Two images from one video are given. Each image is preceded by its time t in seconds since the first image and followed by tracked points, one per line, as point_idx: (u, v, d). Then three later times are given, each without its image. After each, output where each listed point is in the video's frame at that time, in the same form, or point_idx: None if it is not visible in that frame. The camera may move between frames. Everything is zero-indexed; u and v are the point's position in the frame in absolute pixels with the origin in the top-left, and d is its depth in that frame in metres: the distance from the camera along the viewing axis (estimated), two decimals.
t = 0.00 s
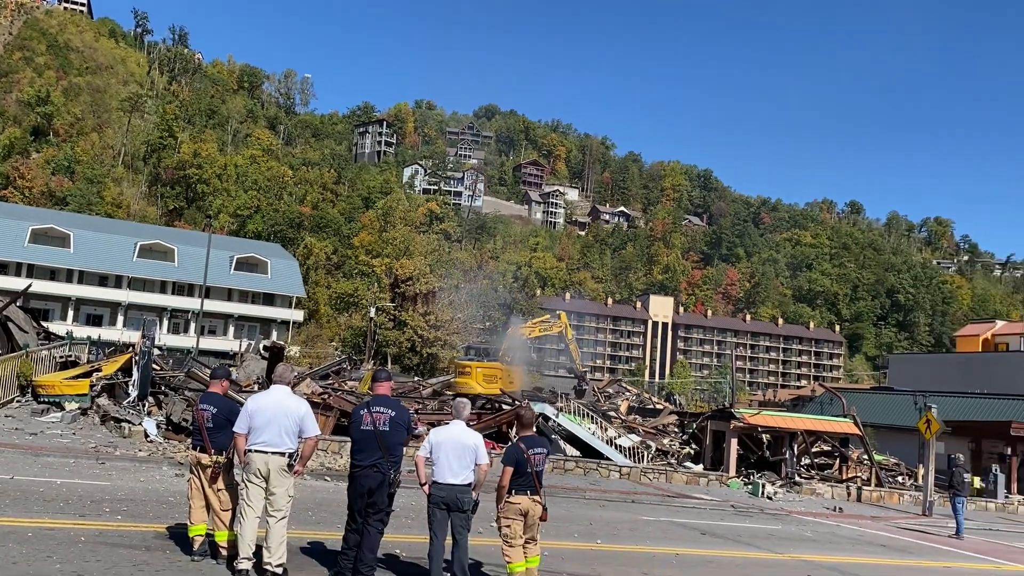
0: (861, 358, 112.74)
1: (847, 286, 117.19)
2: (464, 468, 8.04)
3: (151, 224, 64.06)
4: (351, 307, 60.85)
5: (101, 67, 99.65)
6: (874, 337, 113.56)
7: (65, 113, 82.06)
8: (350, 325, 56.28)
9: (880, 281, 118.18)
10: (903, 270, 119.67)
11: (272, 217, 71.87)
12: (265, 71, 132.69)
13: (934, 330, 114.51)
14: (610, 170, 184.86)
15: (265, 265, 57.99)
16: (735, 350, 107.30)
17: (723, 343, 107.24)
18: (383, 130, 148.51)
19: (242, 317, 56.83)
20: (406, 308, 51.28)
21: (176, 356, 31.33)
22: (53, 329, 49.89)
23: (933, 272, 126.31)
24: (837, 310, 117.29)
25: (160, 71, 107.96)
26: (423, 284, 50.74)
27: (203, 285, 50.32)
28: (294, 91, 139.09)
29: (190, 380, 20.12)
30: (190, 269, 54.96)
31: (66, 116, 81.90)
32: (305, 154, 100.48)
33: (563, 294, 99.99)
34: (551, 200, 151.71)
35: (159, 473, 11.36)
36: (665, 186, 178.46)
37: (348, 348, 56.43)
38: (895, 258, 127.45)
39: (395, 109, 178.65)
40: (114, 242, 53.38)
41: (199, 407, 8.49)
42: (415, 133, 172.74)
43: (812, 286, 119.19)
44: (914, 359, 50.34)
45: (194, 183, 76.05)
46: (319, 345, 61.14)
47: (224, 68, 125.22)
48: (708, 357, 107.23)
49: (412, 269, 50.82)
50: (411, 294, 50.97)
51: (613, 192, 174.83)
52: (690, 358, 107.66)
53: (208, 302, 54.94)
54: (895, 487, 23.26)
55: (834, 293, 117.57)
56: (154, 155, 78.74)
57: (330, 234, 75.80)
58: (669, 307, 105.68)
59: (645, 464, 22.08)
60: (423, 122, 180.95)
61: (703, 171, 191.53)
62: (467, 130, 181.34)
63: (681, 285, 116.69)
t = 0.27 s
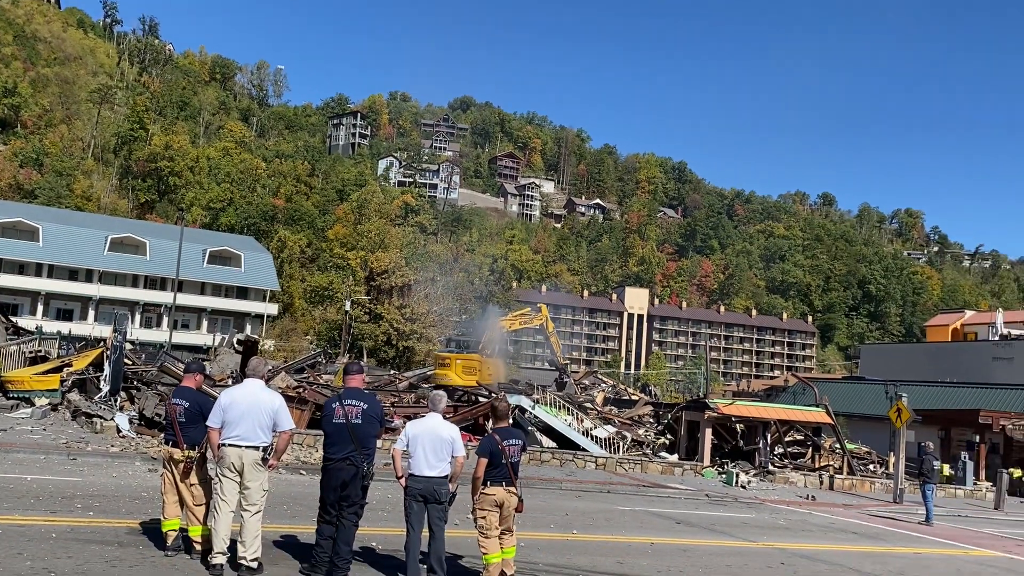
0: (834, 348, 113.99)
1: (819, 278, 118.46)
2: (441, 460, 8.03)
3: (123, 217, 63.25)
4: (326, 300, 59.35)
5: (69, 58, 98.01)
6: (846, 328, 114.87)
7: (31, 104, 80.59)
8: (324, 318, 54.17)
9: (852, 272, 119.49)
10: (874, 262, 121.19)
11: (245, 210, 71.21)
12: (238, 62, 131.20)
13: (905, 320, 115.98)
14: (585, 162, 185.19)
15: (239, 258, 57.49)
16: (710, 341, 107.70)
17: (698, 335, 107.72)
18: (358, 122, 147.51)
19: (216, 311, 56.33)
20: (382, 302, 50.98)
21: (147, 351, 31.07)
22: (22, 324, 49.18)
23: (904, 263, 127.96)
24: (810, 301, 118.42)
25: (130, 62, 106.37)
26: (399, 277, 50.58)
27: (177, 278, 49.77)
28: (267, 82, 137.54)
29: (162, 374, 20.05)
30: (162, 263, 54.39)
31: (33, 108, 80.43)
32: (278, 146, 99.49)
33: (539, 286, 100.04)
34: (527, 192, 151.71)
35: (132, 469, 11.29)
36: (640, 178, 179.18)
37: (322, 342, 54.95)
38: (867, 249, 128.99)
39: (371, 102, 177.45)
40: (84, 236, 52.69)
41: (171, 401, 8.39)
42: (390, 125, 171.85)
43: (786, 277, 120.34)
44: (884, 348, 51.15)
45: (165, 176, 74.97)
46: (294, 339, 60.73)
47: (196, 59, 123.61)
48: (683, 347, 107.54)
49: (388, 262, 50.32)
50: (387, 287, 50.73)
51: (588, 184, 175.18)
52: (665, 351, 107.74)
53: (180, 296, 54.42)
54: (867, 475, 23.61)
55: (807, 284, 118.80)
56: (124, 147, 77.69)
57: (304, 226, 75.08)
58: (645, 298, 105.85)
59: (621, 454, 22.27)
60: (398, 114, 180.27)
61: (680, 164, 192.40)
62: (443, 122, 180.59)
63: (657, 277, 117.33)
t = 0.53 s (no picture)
0: (809, 339, 115.15)
1: (794, 269, 119.55)
2: (418, 453, 8.00)
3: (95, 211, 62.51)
4: (302, 294, 60.01)
5: (39, 49, 96.57)
6: (821, 319, 116.01)
7: None
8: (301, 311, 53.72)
9: (826, 263, 120.67)
10: (848, 253, 122.54)
11: (220, 204, 70.43)
12: (212, 54, 129.96)
13: (878, 311, 117.34)
14: (562, 155, 185.33)
15: (214, 252, 57.04)
16: (686, 333, 108.38)
17: (675, 326, 108.07)
18: (333, 114, 146.71)
19: (190, 305, 55.91)
20: (359, 295, 50.55)
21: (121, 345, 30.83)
22: None
23: (877, 254, 129.55)
24: (784, 292, 119.66)
25: (102, 54, 105.05)
26: (376, 269, 50.12)
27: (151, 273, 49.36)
28: (242, 74, 136.26)
29: (136, 369, 19.96)
30: (135, 256, 53.84)
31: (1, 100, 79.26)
32: (253, 139, 98.68)
33: (517, 279, 100.07)
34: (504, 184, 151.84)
35: (106, 465, 11.22)
36: (617, 170, 179.59)
37: (298, 338, 55.12)
38: (842, 241, 130.30)
39: (346, 94, 176.12)
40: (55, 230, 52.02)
41: (145, 395, 8.31)
42: (365, 117, 171.01)
43: (761, 269, 121.34)
44: (857, 339, 51.65)
45: (138, 169, 74.16)
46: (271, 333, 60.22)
47: (169, 51, 122.19)
48: (660, 339, 107.59)
49: (364, 255, 50.01)
50: (363, 280, 50.28)
51: (565, 176, 175.39)
52: (642, 342, 106.31)
53: (155, 290, 53.91)
54: (841, 464, 23.93)
55: (782, 276, 119.91)
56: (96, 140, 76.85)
57: (280, 220, 74.09)
58: (622, 290, 106.35)
59: (598, 445, 22.37)
60: (373, 107, 179.49)
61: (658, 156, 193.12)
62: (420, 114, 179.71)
63: (634, 269, 117.87)
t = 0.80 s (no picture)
0: (784, 330, 116.42)
1: (770, 261, 120.80)
2: (397, 447, 7.96)
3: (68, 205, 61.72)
4: (278, 289, 57.88)
5: (7, 41, 95.09)
6: (796, 310, 117.29)
7: None
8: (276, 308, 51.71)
9: (801, 255, 121.99)
10: (823, 245, 123.97)
11: (194, 197, 69.83)
12: (185, 46, 128.57)
13: (852, 302, 118.75)
14: (540, 148, 185.57)
15: (189, 246, 56.60)
16: (665, 325, 108.77)
17: (653, 318, 108.52)
18: (308, 107, 145.82)
19: (165, 300, 55.45)
20: (336, 289, 50.42)
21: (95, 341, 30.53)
22: None
23: (852, 246, 131.10)
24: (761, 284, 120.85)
25: (73, 46, 103.65)
26: (354, 264, 50.41)
27: (123, 267, 48.87)
28: (215, 66, 134.94)
29: (111, 365, 19.82)
30: (109, 251, 53.33)
31: None
32: (227, 132, 97.86)
33: (495, 272, 100.13)
34: (482, 177, 151.74)
35: (80, 463, 11.12)
36: (595, 163, 180.02)
37: (276, 332, 53.19)
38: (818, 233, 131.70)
39: (321, 86, 174.78)
40: (26, 224, 51.38)
41: (119, 391, 8.22)
42: (341, 110, 170.11)
43: (737, 261, 122.43)
44: (832, 329, 52.14)
45: (111, 162, 73.36)
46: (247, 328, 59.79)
47: (141, 43, 120.68)
48: (638, 332, 107.92)
49: (342, 249, 50.29)
50: (341, 274, 50.26)
51: (543, 169, 175.63)
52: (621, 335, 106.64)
53: (129, 285, 53.43)
54: (817, 453, 24.20)
55: (758, 268, 121.05)
56: (67, 133, 75.96)
57: (256, 213, 73.91)
58: (600, 283, 106.79)
59: (577, 438, 22.50)
60: (349, 99, 178.52)
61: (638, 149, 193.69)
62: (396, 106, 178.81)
63: (612, 262, 118.47)
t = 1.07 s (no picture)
0: (760, 322, 117.38)
1: (746, 254, 121.84)
2: (373, 441, 7.91)
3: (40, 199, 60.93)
4: (254, 283, 57.75)
5: None
6: (772, 302, 118.31)
7: None
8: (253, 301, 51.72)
9: (777, 248, 123.09)
10: (799, 237, 125.11)
11: (169, 191, 69.36)
12: (159, 38, 127.14)
13: (828, 295, 119.87)
14: (518, 141, 185.63)
15: (163, 240, 56.10)
16: (643, 317, 108.80)
17: (631, 311, 108.77)
18: (284, 100, 144.88)
19: (140, 294, 54.98)
20: (313, 283, 50.15)
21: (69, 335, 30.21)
22: None
23: (828, 239, 132.21)
24: (737, 277, 121.60)
25: (43, 37, 102.22)
26: (331, 257, 49.86)
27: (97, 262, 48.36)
28: (190, 58, 133.54)
29: (84, 360, 19.68)
30: (82, 246, 52.76)
31: None
32: (202, 124, 97.01)
33: (474, 266, 100.16)
34: (460, 170, 151.55)
35: (54, 460, 11.03)
36: (573, 156, 180.20)
37: (253, 326, 53.11)
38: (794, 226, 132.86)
39: (297, 78, 173.47)
40: None
41: (93, 387, 8.14)
42: (317, 102, 169.10)
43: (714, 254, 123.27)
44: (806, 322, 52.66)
45: (83, 155, 72.61)
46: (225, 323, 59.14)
47: (114, 35, 119.14)
48: (617, 325, 108.17)
49: (319, 242, 49.91)
50: (318, 268, 49.91)
51: (522, 162, 175.68)
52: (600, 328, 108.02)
53: (103, 280, 52.92)
54: (793, 444, 24.51)
55: (735, 261, 122.06)
56: (38, 126, 75.08)
57: (231, 207, 72.79)
58: (578, 277, 107.09)
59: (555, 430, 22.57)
60: (326, 91, 177.40)
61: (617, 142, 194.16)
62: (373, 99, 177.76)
63: (590, 255, 118.95)
